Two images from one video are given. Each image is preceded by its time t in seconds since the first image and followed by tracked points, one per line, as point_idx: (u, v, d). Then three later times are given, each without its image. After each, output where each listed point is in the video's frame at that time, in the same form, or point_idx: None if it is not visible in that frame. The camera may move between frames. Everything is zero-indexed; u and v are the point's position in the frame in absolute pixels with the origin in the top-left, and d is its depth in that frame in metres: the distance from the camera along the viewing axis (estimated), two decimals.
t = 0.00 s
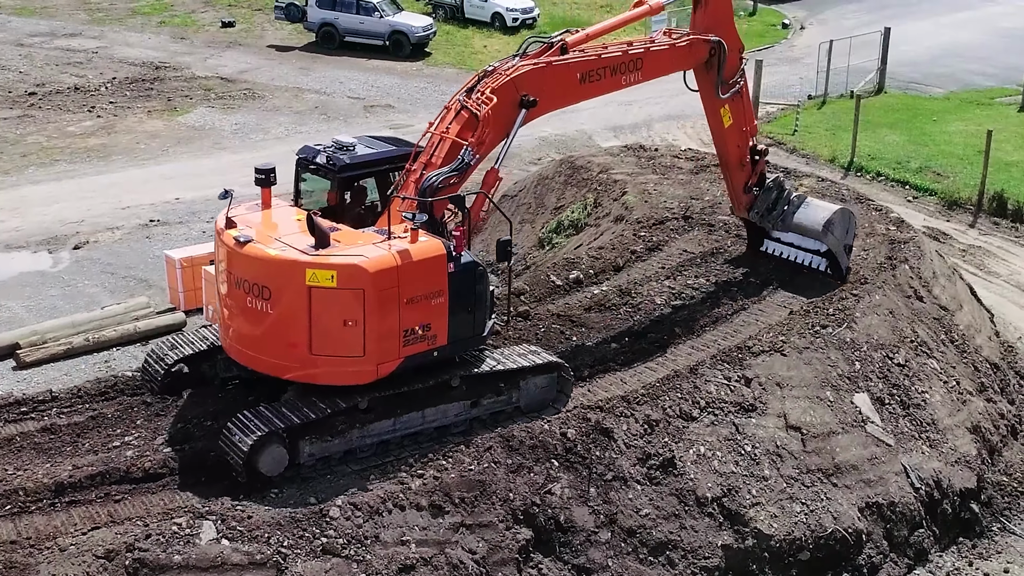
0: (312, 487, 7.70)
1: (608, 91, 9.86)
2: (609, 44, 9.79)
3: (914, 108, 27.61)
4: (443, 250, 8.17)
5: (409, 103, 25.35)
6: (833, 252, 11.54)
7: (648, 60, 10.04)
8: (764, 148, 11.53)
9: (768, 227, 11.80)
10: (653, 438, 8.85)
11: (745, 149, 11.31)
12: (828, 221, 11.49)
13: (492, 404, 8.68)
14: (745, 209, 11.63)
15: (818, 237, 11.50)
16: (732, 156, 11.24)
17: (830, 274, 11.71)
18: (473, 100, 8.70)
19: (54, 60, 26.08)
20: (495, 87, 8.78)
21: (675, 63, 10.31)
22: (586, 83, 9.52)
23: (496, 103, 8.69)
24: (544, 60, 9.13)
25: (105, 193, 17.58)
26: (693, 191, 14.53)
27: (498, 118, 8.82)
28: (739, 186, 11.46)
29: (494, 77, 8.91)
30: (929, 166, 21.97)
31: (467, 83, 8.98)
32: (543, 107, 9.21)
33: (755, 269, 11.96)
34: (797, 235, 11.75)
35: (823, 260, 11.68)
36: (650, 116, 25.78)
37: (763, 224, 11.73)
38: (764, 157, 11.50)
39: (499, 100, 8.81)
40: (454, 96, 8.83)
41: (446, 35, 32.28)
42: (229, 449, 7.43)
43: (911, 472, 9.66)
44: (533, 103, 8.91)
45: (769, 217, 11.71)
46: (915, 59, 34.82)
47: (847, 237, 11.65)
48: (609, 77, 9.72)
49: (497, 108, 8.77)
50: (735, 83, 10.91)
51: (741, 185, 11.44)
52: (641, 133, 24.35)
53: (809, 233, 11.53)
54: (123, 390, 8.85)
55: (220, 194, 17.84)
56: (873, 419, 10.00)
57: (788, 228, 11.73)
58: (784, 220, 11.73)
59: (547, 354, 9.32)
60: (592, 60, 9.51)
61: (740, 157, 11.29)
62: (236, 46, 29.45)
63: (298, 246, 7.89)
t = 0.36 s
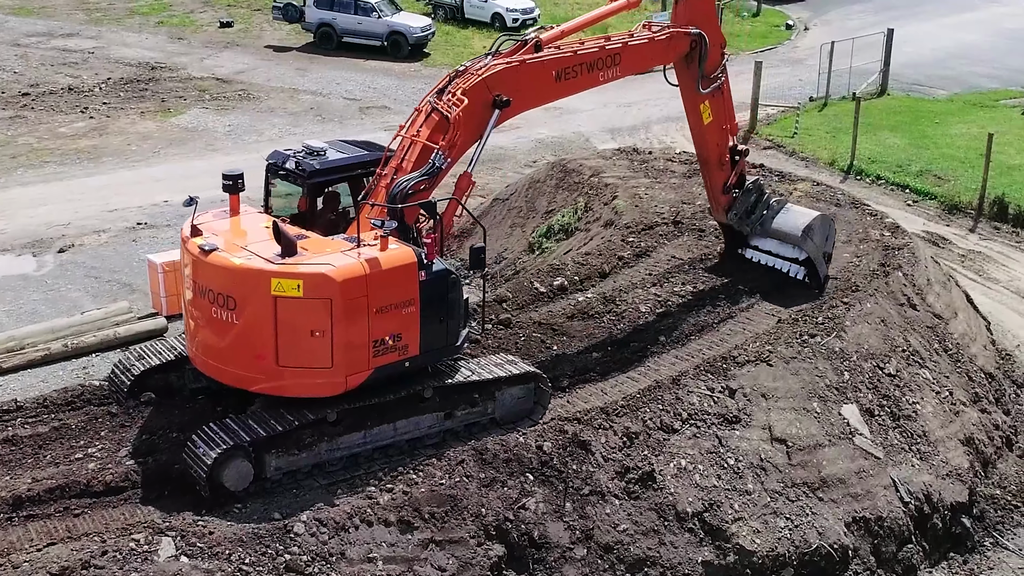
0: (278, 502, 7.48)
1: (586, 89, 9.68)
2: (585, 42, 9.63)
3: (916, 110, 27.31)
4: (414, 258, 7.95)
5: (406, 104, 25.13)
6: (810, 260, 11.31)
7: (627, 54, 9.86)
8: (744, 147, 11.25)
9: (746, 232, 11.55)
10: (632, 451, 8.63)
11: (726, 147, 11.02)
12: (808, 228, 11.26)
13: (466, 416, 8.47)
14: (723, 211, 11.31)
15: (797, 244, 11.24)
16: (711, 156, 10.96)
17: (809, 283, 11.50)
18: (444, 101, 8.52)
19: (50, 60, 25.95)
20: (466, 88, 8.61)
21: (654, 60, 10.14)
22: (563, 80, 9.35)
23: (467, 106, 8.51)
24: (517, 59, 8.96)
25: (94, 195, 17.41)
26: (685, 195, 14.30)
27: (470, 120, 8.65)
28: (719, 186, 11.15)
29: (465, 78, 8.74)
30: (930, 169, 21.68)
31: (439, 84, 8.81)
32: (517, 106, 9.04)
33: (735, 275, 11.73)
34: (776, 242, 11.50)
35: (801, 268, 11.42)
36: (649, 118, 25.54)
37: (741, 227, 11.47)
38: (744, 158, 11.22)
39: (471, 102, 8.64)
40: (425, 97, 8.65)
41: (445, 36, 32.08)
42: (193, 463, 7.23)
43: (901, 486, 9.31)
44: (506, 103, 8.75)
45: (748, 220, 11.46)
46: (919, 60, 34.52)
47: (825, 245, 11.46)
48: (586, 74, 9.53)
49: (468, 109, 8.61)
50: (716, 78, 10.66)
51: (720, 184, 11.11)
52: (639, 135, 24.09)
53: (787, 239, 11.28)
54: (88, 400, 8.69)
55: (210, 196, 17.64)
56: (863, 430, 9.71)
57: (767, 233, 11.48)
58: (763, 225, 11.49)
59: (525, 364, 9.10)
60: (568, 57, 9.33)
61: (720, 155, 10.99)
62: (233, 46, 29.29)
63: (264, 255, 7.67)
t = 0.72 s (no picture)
0: (242, 517, 7.27)
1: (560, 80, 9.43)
2: (559, 32, 9.39)
3: (919, 112, 27.02)
4: (386, 266, 7.76)
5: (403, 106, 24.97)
6: (778, 268, 10.99)
7: (602, 43, 9.66)
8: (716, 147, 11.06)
9: (713, 236, 11.24)
10: (612, 465, 8.40)
11: (699, 144, 10.81)
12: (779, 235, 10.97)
13: (441, 428, 8.26)
14: (692, 211, 11.05)
15: (767, 250, 10.94)
16: (683, 151, 10.75)
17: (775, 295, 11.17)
18: (413, 102, 8.28)
19: (46, 60, 25.82)
20: (435, 88, 8.36)
21: (634, 45, 9.97)
22: (537, 74, 9.10)
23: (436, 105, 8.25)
24: (487, 54, 8.69)
25: (84, 197, 17.25)
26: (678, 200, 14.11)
27: (439, 120, 8.40)
28: (688, 183, 10.92)
29: (434, 77, 8.49)
30: (932, 173, 21.39)
31: (407, 84, 8.56)
32: (490, 103, 8.79)
33: (702, 285, 11.40)
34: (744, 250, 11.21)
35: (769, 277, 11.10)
36: (648, 120, 25.31)
37: (709, 230, 11.16)
38: (716, 157, 11.02)
39: (440, 101, 8.38)
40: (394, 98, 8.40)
41: (446, 37, 31.88)
42: (154, 477, 7.03)
43: (891, 501, 9.05)
44: (477, 100, 8.49)
45: (716, 223, 11.16)
46: (925, 62, 34.20)
47: (794, 256, 11.11)
48: (560, 66, 9.28)
49: (438, 109, 8.36)
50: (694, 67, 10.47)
51: (691, 182, 10.90)
52: (638, 137, 23.87)
53: (756, 244, 10.99)
54: (56, 410, 8.51)
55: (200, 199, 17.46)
56: (853, 443, 9.46)
57: (736, 240, 11.19)
58: (732, 231, 11.20)
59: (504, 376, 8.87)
60: (541, 50, 9.08)
61: (692, 151, 10.78)
62: (231, 47, 29.13)
63: (232, 264, 7.46)
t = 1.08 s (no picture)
0: (207, 534, 7.08)
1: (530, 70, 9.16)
2: (527, 20, 9.14)
3: (924, 115, 26.71)
4: (360, 275, 7.55)
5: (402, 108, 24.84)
6: (732, 278, 10.69)
7: (573, 29, 9.41)
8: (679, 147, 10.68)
9: (666, 238, 10.78)
10: (592, 481, 8.17)
11: (662, 137, 10.45)
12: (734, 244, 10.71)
13: (414, 442, 8.07)
14: (649, 207, 10.63)
15: (723, 257, 10.65)
16: (645, 143, 10.38)
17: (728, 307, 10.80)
18: (379, 102, 8.05)
19: (44, 61, 25.70)
20: (401, 87, 8.13)
21: (606, 29, 9.69)
22: (506, 65, 8.88)
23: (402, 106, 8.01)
24: (453, 49, 8.44)
25: (75, 200, 17.12)
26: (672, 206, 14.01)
27: (407, 120, 8.19)
28: (647, 178, 10.52)
29: (400, 75, 8.25)
30: (936, 177, 21.09)
31: (373, 82, 8.31)
32: (459, 98, 8.58)
33: (656, 296, 11.15)
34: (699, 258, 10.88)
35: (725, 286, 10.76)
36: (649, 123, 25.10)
37: (664, 231, 10.71)
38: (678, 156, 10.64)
39: (406, 101, 8.16)
40: (360, 99, 8.14)
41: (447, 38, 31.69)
42: (115, 494, 6.84)
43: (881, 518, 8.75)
44: (446, 98, 8.23)
45: (672, 225, 10.72)
46: (932, 64, 33.84)
47: (748, 266, 10.86)
48: (529, 55, 9.05)
49: (405, 109, 8.14)
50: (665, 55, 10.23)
51: (650, 176, 10.51)
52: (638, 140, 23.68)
53: (712, 250, 10.69)
54: (23, 422, 8.35)
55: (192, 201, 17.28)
56: (842, 458, 9.20)
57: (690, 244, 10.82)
58: (686, 235, 10.81)
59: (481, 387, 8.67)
60: (509, 41, 8.85)
61: (654, 144, 10.41)
62: (231, 47, 28.99)
63: (201, 274, 7.25)
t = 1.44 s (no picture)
0: (168, 552, 6.92)
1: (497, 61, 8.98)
2: (491, 10, 8.93)
3: (929, 118, 26.40)
4: (331, 284, 7.36)
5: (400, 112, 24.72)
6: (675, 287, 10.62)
7: (538, 19, 9.21)
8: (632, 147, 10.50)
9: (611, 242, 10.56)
10: (569, 498, 7.95)
11: (615, 133, 10.26)
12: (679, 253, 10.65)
13: (386, 457, 7.88)
14: (596, 206, 10.32)
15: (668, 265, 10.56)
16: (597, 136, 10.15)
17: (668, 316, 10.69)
18: (342, 104, 7.84)
19: (42, 62, 25.60)
20: (365, 87, 7.92)
21: (573, 14, 9.50)
22: (472, 58, 8.66)
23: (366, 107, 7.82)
24: (417, 45, 8.24)
25: (66, 202, 16.98)
26: (665, 212, 13.88)
27: (372, 122, 8.01)
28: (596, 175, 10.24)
29: (363, 75, 8.03)
30: (939, 182, 20.79)
31: (335, 83, 8.11)
32: (424, 94, 8.37)
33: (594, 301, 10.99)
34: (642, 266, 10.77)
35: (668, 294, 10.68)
36: (649, 126, 24.89)
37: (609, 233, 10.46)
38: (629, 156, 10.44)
39: (370, 101, 7.96)
40: (324, 101, 7.96)
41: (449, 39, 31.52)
42: (73, 511, 6.67)
43: (870, 535, 8.43)
44: (411, 96, 8.05)
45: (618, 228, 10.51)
46: (938, 67, 33.50)
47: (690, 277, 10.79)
48: (495, 46, 8.83)
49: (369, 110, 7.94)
50: (628, 44, 10.04)
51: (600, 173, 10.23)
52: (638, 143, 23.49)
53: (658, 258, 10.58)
54: None
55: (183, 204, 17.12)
56: (831, 473, 8.93)
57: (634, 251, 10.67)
58: (630, 242, 10.65)
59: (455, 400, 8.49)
60: (473, 33, 8.63)
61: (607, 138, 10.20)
62: (231, 48, 28.86)
63: (168, 285, 7.04)
